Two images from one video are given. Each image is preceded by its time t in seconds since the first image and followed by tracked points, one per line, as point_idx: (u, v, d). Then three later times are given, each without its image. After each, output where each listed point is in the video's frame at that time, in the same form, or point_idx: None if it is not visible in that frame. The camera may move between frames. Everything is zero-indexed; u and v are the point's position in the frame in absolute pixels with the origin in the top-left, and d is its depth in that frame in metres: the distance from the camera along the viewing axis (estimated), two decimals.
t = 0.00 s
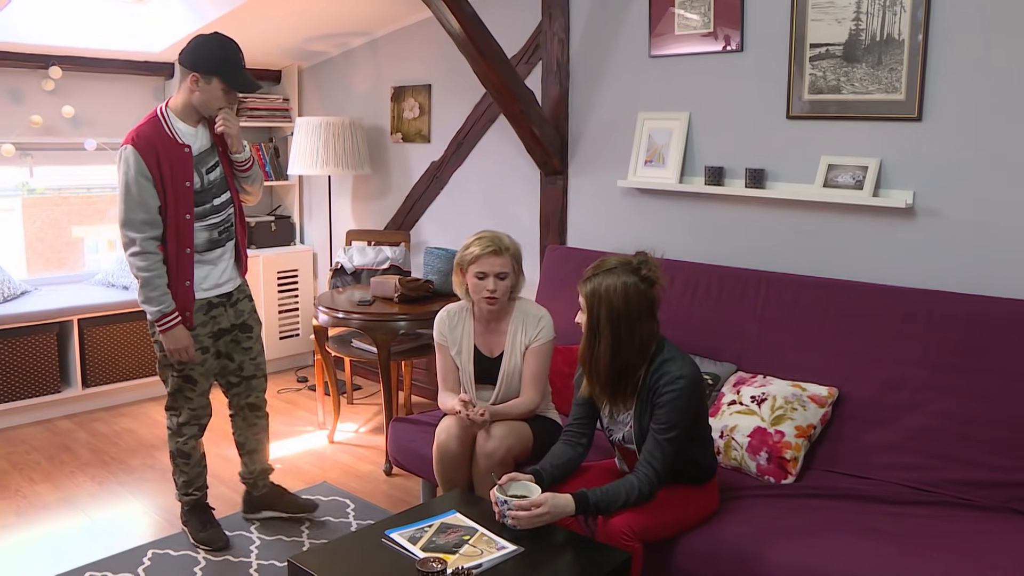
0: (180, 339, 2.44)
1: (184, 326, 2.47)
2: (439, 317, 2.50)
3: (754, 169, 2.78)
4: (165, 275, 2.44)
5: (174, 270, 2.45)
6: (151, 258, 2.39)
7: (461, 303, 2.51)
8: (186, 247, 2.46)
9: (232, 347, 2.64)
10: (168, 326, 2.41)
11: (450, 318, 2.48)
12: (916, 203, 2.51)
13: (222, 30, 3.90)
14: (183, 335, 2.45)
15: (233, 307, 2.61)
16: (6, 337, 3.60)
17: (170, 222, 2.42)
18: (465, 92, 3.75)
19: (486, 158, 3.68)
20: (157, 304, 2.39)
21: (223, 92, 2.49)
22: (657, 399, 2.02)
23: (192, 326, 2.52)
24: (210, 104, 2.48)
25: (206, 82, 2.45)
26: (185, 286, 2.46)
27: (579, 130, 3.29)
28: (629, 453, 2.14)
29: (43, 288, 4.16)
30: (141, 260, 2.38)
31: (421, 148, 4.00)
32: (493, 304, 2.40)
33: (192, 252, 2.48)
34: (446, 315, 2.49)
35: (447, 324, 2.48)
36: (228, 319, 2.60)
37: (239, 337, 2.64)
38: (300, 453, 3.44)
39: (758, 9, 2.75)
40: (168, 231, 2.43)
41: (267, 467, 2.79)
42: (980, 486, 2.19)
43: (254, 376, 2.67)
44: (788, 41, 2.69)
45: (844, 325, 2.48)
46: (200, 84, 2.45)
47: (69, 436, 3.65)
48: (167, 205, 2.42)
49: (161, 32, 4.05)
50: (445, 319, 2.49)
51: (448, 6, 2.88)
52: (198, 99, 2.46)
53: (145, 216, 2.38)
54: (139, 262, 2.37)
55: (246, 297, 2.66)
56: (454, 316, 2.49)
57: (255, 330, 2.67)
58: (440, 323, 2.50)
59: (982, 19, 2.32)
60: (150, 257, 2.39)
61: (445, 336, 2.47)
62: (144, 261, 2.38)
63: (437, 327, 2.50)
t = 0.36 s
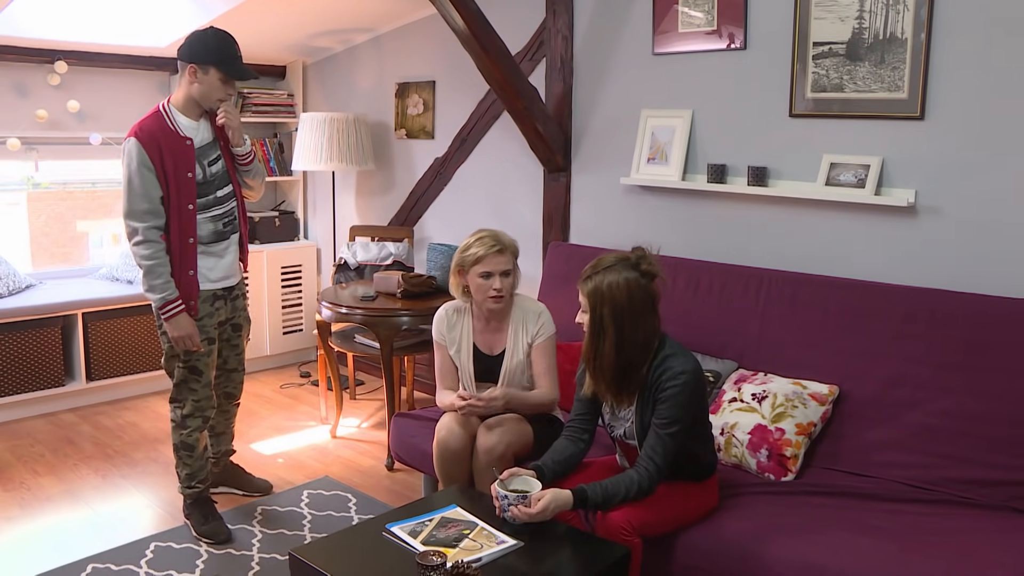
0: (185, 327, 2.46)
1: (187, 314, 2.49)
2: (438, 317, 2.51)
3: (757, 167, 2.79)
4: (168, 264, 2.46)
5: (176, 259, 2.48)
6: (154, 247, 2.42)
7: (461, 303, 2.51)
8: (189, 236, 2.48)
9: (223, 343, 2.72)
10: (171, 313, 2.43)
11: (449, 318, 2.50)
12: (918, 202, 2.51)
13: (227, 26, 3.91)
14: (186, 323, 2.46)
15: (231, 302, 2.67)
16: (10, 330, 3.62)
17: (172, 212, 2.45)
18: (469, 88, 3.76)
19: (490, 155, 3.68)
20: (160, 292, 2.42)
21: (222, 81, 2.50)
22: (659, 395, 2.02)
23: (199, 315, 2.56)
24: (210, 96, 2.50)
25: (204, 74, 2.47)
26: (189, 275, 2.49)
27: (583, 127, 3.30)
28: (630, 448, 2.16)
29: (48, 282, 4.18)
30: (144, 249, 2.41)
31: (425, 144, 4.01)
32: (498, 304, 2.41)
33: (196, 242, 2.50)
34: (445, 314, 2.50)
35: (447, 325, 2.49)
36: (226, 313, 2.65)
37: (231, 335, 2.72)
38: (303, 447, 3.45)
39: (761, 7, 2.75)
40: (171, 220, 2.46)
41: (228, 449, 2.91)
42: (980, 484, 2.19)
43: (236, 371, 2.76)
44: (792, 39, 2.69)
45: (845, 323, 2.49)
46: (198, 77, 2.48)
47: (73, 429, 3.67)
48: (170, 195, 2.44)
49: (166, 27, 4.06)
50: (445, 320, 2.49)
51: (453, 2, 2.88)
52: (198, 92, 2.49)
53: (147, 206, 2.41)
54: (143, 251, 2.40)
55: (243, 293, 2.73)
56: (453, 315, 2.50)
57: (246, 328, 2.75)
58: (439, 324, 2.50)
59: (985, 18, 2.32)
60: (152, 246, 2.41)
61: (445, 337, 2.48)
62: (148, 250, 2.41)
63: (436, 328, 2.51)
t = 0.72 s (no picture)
0: (199, 310, 2.49)
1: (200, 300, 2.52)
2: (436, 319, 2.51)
3: (760, 166, 2.79)
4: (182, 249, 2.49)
5: (189, 247, 2.51)
6: (170, 233, 2.44)
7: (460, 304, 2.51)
8: (201, 227, 2.52)
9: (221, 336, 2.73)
10: (185, 298, 2.47)
11: (448, 319, 2.49)
12: (921, 201, 2.51)
13: (230, 26, 3.92)
14: (200, 308, 2.50)
15: (234, 296, 2.69)
16: (16, 329, 3.63)
17: (187, 203, 2.49)
18: (472, 88, 3.76)
19: (493, 154, 3.69)
20: (175, 277, 2.45)
21: (234, 77, 2.51)
22: (662, 394, 2.02)
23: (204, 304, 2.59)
24: (224, 92, 2.52)
25: (217, 69, 2.49)
26: (198, 264, 2.52)
27: (585, 127, 3.30)
28: (632, 448, 2.16)
29: (52, 281, 4.19)
30: (160, 235, 2.43)
31: (428, 144, 4.02)
32: (500, 304, 2.41)
33: (206, 233, 2.53)
34: (443, 317, 2.50)
35: (446, 327, 2.49)
36: (228, 306, 2.67)
37: (232, 331, 2.73)
38: (306, 447, 3.46)
39: (763, 7, 2.75)
40: (186, 211, 2.49)
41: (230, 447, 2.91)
42: (982, 483, 2.20)
43: (235, 364, 2.77)
44: (794, 39, 2.70)
45: (847, 322, 2.49)
46: (212, 73, 2.50)
47: (77, 428, 3.68)
48: (185, 187, 2.48)
49: (170, 27, 4.07)
50: (444, 322, 2.49)
51: (455, 3, 2.89)
52: (213, 88, 2.52)
53: (164, 195, 2.44)
54: (158, 238, 2.43)
55: (246, 288, 2.75)
56: (451, 317, 2.49)
57: (247, 323, 2.77)
58: (439, 326, 2.50)
59: (987, 17, 2.32)
60: (169, 232, 2.44)
61: (445, 339, 2.48)
62: (164, 237, 2.44)
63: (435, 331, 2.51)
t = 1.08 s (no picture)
0: (195, 306, 2.50)
1: (195, 298, 2.53)
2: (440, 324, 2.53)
3: (763, 169, 2.79)
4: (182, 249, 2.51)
5: (190, 246, 2.53)
6: (172, 231, 2.47)
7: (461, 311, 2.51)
8: (204, 227, 2.53)
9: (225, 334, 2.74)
10: (181, 294, 2.48)
11: (450, 325, 2.51)
12: (925, 204, 2.51)
13: (233, 30, 3.94)
14: (193, 304, 2.50)
15: (238, 295, 2.68)
16: (21, 333, 3.64)
17: (191, 203, 2.50)
18: (476, 92, 3.77)
19: (497, 157, 3.69)
20: (172, 274, 2.47)
21: (246, 80, 2.53)
22: (662, 397, 2.02)
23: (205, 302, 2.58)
24: (237, 96, 2.54)
25: (229, 73, 2.51)
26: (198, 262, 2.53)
27: (589, 131, 3.31)
28: (635, 452, 2.16)
29: (57, 285, 4.20)
30: (163, 232, 2.46)
31: (432, 148, 4.03)
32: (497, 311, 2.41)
33: (209, 233, 2.55)
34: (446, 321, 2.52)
35: (449, 333, 2.50)
36: (233, 305, 2.67)
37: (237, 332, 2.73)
38: (310, 450, 3.46)
39: (767, 10, 2.76)
40: (190, 211, 2.51)
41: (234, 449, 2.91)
42: (987, 485, 2.19)
43: (240, 364, 2.77)
44: (797, 42, 2.70)
45: (851, 324, 2.49)
46: (225, 78, 2.52)
47: (81, 432, 3.69)
48: (191, 188, 2.50)
49: (174, 31, 4.08)
50: (446, 329, 2.50)
51: (458, 6, 2.91)
52: (226, 93, 2.53)
53: (169, 194, 2.46)
54: (160, 234, 2.46)
55: (251, 289, 2.74)
56: (454, 321, 2.51)
57: (252, 323, 2.76)
58: (442, 333, 2.51)
59: (990, 19, 2.32)
60: (171, 230, 2.46)
61: (448, 345, 2.50)
62: (166, 234, 2.46)
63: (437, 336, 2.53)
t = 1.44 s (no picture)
0: (212, 303, 2.52)
1: (211, 294, 2.54)
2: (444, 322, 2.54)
3: (765, 168, 2.79)
4: (196, 246, 2.51)
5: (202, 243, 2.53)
6: (187, 228, 2.47)
7: (465, 308, 2.53)
8: (215, 225, 2.53)
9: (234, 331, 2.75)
10: (198, 291, 2.49)
11: (454, 322, 2.53)
12: (926, 203, 2.51)
13: (234, 30, 3.93)
14: (212, 300, 2.52)
15: (243, 293, 2.70)
16: (22, 334, 3.64)
17: (202, 201, 2.51)
18: (477, 91, 3.77)
19: (498, 157, 3.69)
20: (190, 270, 2.48)
21: (247, 79, 2.53)
22: (663, 398, 2.02)
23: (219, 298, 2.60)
24: (237, 95, 2.54)
25: (229, 73, 2.51)
26: (213, 259, 2.54)
27: (590, 130, 3.30)
28: (637, 452, 2.15)
29: (58, 285, 4.20)
30: (177, 229, 2.46)
31: (433, 147, 4.03)
32: (496, 309, 2.41)
33: (221, 230, 2.55)
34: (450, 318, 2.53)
35: (452, 330, 2.52)
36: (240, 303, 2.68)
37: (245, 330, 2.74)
38: (311, 450, 3.46)
39: (768, 9, 2.76)
40: (200, 209, 2.51)
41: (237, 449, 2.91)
42: (989, 485, 2.19)
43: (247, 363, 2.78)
44: (799, 41, 2.70)
45: (853, 324, 2.49)
46: (226, 78, 2.53)
47: (83, 432, 3.69)
48: (201, 185, 2.50)
49: (175, 31, 4.07)
50: (449, 326, 2.52)
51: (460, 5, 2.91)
52: (228, 92, 2.54)
53: (182, 191, 2.46)
54: (175, 232, 2.46)
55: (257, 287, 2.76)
56: (457, 319, 2.53)
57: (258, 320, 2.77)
58: (445, 330, 2.53)
59: (992, 18, 2.32)
60: (185, 227, 2.47)
61: (451, 342, 2.52)
62: (181, 231, 2.47)
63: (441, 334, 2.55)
